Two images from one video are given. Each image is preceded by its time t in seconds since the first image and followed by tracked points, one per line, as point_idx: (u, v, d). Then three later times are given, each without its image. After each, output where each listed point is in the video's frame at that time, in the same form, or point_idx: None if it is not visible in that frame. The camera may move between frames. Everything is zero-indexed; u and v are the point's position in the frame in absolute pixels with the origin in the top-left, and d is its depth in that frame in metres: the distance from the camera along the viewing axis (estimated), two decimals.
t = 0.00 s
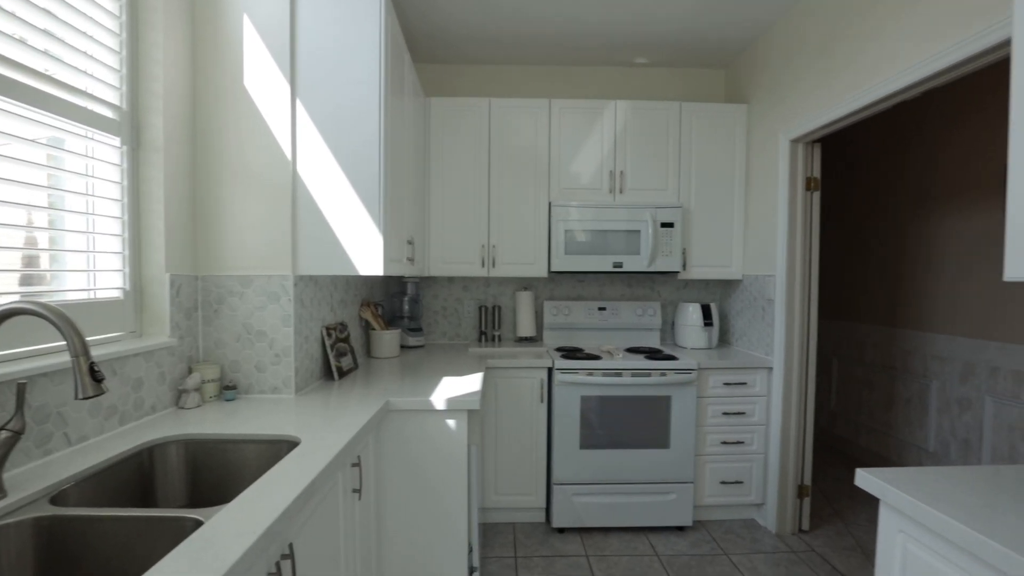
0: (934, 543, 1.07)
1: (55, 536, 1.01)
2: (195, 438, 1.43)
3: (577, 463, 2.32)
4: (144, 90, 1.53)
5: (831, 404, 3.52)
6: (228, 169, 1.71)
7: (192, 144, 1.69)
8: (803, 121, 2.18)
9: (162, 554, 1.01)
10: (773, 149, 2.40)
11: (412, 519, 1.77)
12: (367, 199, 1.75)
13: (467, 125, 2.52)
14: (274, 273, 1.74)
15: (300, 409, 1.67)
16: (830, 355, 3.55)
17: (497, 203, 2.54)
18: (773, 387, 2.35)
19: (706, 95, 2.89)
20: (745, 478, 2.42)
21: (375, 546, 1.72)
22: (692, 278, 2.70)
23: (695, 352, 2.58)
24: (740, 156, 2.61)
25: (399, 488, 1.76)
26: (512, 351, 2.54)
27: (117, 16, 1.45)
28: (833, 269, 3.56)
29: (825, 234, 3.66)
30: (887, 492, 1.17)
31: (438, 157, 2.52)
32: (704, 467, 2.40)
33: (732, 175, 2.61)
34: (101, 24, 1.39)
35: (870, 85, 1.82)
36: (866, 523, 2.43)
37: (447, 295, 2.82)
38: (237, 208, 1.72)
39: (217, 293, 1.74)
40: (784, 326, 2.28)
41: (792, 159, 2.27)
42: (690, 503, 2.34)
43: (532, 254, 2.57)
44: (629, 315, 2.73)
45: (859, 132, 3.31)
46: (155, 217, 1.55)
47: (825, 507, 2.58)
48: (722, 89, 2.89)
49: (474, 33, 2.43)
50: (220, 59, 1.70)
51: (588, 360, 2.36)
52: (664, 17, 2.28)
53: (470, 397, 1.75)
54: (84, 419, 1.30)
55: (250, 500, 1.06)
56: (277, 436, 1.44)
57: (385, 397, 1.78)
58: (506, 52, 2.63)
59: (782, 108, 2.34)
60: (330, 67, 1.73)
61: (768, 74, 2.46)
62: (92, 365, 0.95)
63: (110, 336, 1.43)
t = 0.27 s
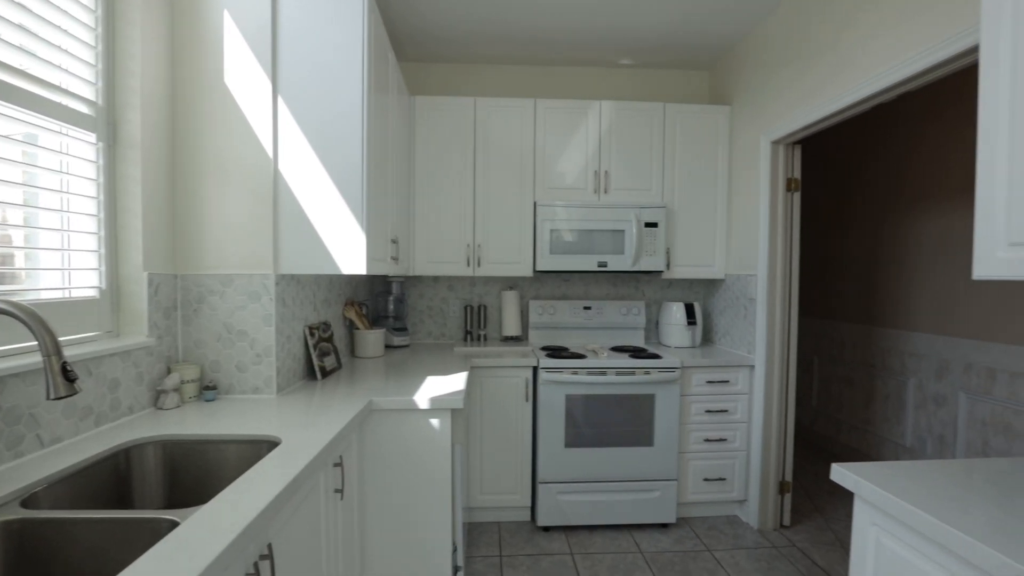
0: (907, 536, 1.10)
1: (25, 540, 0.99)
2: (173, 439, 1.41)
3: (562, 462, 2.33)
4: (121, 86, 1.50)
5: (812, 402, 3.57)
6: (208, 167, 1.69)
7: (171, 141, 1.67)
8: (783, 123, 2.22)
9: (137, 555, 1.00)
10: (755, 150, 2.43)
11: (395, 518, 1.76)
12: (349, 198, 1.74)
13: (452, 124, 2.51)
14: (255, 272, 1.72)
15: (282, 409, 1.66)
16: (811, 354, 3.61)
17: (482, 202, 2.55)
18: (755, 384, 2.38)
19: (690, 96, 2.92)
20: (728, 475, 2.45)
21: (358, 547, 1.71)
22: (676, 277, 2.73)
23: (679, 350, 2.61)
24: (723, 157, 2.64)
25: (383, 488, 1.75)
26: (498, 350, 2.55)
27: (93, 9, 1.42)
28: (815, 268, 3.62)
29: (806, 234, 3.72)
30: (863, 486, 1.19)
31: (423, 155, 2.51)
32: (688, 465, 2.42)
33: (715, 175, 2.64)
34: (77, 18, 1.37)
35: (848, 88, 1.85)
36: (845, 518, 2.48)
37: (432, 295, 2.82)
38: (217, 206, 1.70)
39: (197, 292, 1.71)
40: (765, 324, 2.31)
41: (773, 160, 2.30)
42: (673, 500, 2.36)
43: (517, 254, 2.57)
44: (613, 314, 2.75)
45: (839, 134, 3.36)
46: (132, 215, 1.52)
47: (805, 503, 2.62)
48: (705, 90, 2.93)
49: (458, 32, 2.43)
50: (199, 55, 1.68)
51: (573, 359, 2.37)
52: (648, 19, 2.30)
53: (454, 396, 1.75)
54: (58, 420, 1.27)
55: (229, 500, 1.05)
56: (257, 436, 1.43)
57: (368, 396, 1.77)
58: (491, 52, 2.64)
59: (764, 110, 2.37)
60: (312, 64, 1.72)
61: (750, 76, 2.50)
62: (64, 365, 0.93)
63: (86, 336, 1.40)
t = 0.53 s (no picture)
0: (882, 529, 1.12)
1: None
2: (152, 441, 1.38)
3: (547, 460, 2.34)
4: (98, 81, 1.47)
5: (795, 399, 3.63)
6: (188, 164, 1.67)
7: (149, 138, 1.64)
8: (765, 125, 2.25)
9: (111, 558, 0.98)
10: (738, 151, 2.46)
11: (379, 519, 1.76)
12: (333, 195, 1.73)
13: (437, 122, 2.51)
14: (236, 271, 1.70)
15: (265, 409, 1.64)
16: (793, 352, 3.67)
17: (468, 201, 2.55)
18: (738, 382, 2.41)
19: (674, 97, 2.95)
20: (711, 472, 2.48)
21: (342, 547, 1.70)
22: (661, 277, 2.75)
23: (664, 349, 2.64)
24: (707, 157, 2.67)
25: (367, 488, 1.74)
26: (484, 350, 2.55)
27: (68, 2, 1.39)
28: (797, 268, 3.68)
29: (788, 233, 3.78)
30: (839, 480, 1.22)
31: (408, 154, 2.50)
32: (672, 462, 2.45)
33: (699, 175, 2.68)
34: (51, 11, 1.34)
35: (826, 91, 1.89)
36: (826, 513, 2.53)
37: (417, 294, 2.81)
38: (197, 204, 1.68)
39: (177, 291, 1.69)
40: (748, 323, 2.35)
41: (755, 161, 2.33)
42: (658, 497, 2.38)
43: (503, 253, 2.58)
44: (599, 313, 2.77)
45: (820, 136, 3.42)
46: (109, 212, 1.49)
47: (787, 499, 2.66)
48: (690, 91, 2.96)
49: (444, 31, 2.43)
50: (179, 51, 1.66)
51: (559, 358, 2.38)
52: (632, 20, 2.32)
53: (439, 395, 1.75)
54: (32, 422, 1.24)
55: (207, 501, 1.04)
56: (239, 437, 1.41)
57: (352, 396, 1.76)
58: (477, 50, 2.64)
59: (746, 111, 2.41)
60: (294, 60, 1.70)
61: (733, 77, 2.53)
62: (37, 365, 0.91)
63: (61, 336, 1.37)
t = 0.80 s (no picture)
0: (859, 522, 1.15)
1: None
2: (132, 441, 1.36)
3: (534, 459, 2.35)
4: (75, 75, 1.44)
5: (778, 396, 3.68)
6: (169, 161, 1.65)
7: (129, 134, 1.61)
8: (748, 126, 2.28)
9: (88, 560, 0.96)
10: (722, 152, 2.49)
11: (365, 519, 1.75)
12: (317, 193, 1.72)
13: (423, 121, 2.50)
14: (219, 270, 1.68)
15: (248, 408, 1.63)
16: (777, 350, 3.72)
17: (454, 200, 2.54)
18: (722, 380, 2.44)
19: (660, 97, 2.98)
20: (696, 468, 2.51)
21: (326, 548, 1.69)
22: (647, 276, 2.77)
23: (649, 347, 2.66)
24: (692, 157, 2.70)
25: (352, 488, 1.73)
26: (471, 349, 2.55)
27: None
28: (781, 267, 3.73)
29: (771, 233, 3.84)
30: (818, 474, 1.24)
31: (394, 152, 2.49)
32: (658, 459, 2.47)
33: (684, 175, 2.70)
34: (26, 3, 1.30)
35: (807, 93, 1.92)
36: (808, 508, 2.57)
37: (404, 293, 2.80)
38: (178, 202, 1.66)
39: (158, 290, 1.66)
40: (732, 321, 2.38)
41: (739, 161, 2.36)
42: (644, 495, 2.40)
43: (490, 252, 2.58)
44: (585, 312, 2.79)
45: (802, 137, 3.47)
46: (86, 209, 1.46)
47: (770, 495, 2.70)
48: (675, 91, 2.99)
49: (430, 29, 2.42)
50: (159, 46, 1.63)
51: (545, 356, 2.39)
52: (617, 21, 2.34)
53: (425, 394, 1.75)
54: (7, 423, 1.20)
55: (187, 502, 1.02)
56: (221, 437, 1.40)
57: (337, 395, 1.75)
58: (464, 49, 2.64)
59: (730, 112, 2.44)
60: (277, 56, 1.69)
61: (717, 78, 2.56)
62: (9, 364, 0.89)
63: (37, 335, 1.33)
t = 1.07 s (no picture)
0: (839, 516, 1.17)
1: None
2: (111, 443, 1.34)
3: (522, 458, 2.35)
4: (53, 70, 1.41)
5: (763, 395, 3.72)
6: (150, 158, 1.62)
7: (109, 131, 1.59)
8: (733, 127, 2.31)
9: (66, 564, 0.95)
10: (708, 152, 2.52)
11: (351, 520, 1.74)
12: (302, 191, 1.71)
13: (410, 119, 2.50)
14: (201, 269, 1.66)
15: (231, 409, 1.61)
16: (762, 349, 3.77)
17: (442, 199, 2.54)
18: (708, 379, 2.47)
19: (646, 98, 3.00)
20: (683, 466, 2.53)
21: (312, 549, 1.67)
22: (634, 275, 2.79)
23: (637, 346, 2.68)
24: (678, 158, 2.73)
25: (337, 488, 1.72)
26: (458, 348, 2.54)
27: None
28: (765, 266, 3.78)
29: (756, 233, 3.89)
30: (800, 469, 1.26)
31: (380, 150, 2.48)
32: (645, 458, 2.49)
33: (670, 175, 2.73)
34: None
35: (790, 94, 1.95)
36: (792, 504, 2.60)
37: (391, 293, 2.79)
38: (160, 200, 1.63)
39: (139, 289, 1.64)
40: (718, 320, 2.40)
41: (724, 161, 2.39)
42: (631, 493, 2.42)
43: (477, 251, 2.58)
44: (573, 312, 2.80)
45: (786, 138, 3.52)
46: (64, 207, 1.43)
47: (755, 492, 2.74)
48: (662, 92, 3.01)
49: (417, 29, 2.42)
50: (139, 41, 1.61)
51: (532, 356, 2.39)
52: (604, 21, 2.36)
53: (412, 393, 1.74)
54: None
55: (167, 504, 1.01)
56: (204, 437, 1.38)
57: (323, 395, 1.74)
58: (451, 48, 2.63)
59: (716, 113, 2.46)
60: (263, 53, 1.67)
61: (703, 80, 2.58)
62: None
63: (13, 335, 1.30)
